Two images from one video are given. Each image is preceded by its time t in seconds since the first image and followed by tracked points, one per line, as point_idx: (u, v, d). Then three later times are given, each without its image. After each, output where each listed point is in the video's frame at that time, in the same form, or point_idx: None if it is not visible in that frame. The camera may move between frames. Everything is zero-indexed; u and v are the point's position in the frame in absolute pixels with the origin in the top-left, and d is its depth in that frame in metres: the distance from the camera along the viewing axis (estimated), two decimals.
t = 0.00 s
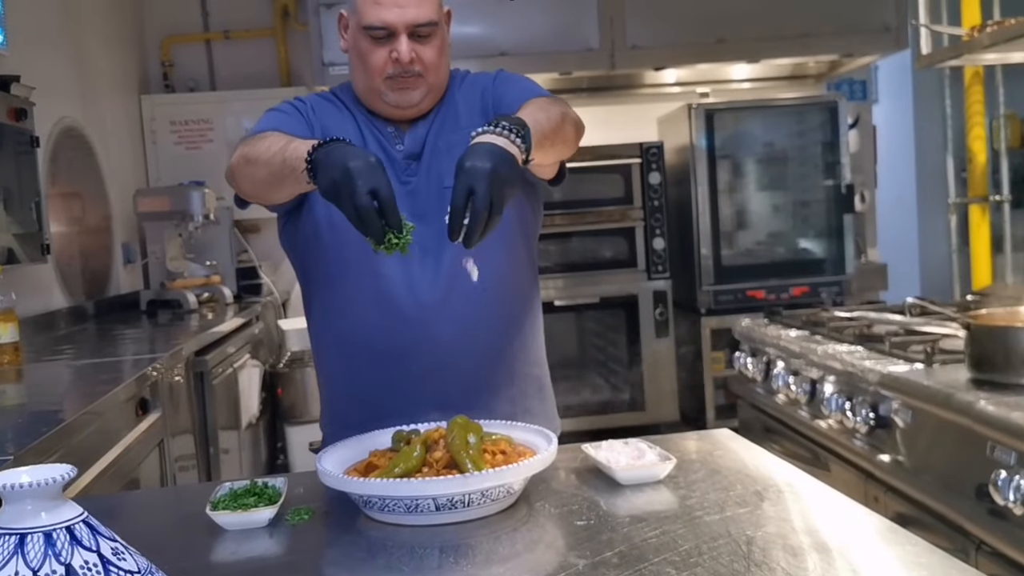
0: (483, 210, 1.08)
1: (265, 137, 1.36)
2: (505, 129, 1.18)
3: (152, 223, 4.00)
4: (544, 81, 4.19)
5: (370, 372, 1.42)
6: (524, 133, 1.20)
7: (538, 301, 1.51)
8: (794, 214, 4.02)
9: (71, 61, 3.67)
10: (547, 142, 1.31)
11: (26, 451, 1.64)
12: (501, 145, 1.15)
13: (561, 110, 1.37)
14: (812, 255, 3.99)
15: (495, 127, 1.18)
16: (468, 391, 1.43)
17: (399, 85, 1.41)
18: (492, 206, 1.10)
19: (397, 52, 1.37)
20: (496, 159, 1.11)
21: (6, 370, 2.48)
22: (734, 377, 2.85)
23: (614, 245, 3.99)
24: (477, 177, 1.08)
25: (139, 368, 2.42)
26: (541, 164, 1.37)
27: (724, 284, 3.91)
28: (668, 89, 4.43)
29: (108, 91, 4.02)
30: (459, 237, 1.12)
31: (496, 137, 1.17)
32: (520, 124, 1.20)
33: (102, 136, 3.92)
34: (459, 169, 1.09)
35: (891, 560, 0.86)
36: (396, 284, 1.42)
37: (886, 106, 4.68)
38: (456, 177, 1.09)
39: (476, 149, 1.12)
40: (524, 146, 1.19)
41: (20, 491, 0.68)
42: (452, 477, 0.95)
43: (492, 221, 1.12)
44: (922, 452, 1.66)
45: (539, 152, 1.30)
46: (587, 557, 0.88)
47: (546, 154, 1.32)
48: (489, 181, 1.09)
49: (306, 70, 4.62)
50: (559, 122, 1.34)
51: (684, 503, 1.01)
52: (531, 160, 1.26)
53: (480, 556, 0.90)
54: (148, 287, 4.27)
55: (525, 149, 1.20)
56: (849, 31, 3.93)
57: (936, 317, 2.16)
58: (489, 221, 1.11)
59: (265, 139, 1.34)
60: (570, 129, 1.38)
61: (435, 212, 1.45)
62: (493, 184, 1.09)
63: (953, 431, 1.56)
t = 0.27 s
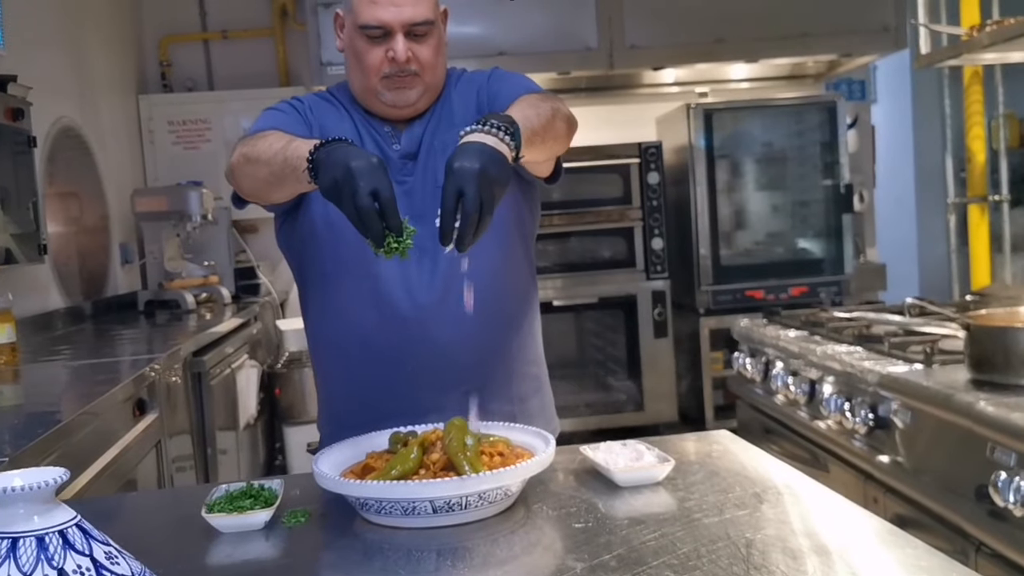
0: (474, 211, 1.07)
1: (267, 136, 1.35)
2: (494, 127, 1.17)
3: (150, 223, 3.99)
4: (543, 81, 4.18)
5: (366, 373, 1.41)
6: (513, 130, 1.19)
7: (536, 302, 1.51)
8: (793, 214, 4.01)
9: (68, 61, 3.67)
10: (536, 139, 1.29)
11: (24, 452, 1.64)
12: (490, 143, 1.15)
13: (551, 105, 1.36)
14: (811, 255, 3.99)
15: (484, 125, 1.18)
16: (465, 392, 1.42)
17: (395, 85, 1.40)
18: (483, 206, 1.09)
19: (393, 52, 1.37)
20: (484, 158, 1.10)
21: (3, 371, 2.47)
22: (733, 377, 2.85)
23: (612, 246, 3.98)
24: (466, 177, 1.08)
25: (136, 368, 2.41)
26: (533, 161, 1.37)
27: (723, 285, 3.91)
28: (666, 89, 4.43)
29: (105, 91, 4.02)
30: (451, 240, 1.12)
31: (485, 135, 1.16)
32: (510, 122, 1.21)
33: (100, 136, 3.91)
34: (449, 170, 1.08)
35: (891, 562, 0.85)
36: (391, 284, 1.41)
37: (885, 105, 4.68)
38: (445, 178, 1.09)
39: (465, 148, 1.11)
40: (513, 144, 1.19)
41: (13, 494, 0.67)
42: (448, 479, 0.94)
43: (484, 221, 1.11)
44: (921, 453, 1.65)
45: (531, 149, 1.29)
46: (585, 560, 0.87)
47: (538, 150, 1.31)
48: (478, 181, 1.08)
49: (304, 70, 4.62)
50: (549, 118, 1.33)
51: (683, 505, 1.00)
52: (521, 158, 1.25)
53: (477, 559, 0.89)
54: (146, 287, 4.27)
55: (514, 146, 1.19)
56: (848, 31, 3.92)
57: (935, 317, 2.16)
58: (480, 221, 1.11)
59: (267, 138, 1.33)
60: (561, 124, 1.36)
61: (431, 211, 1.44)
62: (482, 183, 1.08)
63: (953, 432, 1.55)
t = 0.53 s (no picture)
0: (465, 209, 1.07)
1: (268, 137, 1.35)
2: (486, 123, 1.17)
3: (149, 224, 3.99)
4: (542, 81, 4.17)
5: (364, 375, 1.40)
6: (504, 125, 1.19)
7: (534, 302, 1.50)
8: (792, 213, 4.01)
9: (66, 61, 3.66)
10: (530, 135, 1.28)
11: (22, 453, 1.63)
12: (482, 139, 1.14)
13: (546, 101, 1.36)
14: (810, 255, 3.98)
15: (476, 121, 1.18)
16: (464, 393, 1.41)
17: (393, 85, 1.40)
18: (475, 204, 1.09)
19: (389, 52, 1.36)
20: (475, 155, 1.10)
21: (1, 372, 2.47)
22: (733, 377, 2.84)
23: (612, 245, 3.97)
24: (457, 175, 1.07)
25: (135, 369, 2.40)
26: (528, 158, 1.36)
27: (722, 284, 3.90)
28: (666, 89, 4.42)
29: (103, 92, 4.01)
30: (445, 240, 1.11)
31: (477, 131, 1.16)
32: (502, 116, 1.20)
33: (98, 136, 3.90)
34: (441, 168, 1.08)
35: (893, 564, 0.84)
36: (389, 285, 1.40)
37: (885, 104, 4.67)
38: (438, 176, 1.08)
39: (456, 145, 1.11)
40: (506, 139, 1.19)
41: (8, 499, 0.67)
42: (447, 482, 0.93)
43: (477, 220, 1.10)
44: (922, 453, 1.65)
45: (525, 145, 1.28)
46: (585, 564, 0.86)
47: (532, 147, 1.30)
48: (470, 179, 1.08)
49: (303, 70, 4.61)
50: (543, 115, 1.32)
51: (684, 507, 1.00)
52: (515, 154, 1.25)
53: (476, 562, 0.89)
54: (144, 288, 4.26)
55: (507, 142, 1.19)
56: (848, 31, 3.92)
57: (936, 317, 2.15)
58: (473, 219, 1.10)
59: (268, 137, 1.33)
60: (556, 120, 1.35)
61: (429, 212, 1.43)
62: (473, 181, 1.08)
63: (954, 432, 1.55)
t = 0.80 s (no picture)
0: (463, 207, 1.06)
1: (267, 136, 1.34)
2: (482, 119, 1.16)
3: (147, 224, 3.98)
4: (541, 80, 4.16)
5: (363, 375, 1.39)
6: (501, 122, 1.18)
7: (535, 302, 1.49)
8: (792, 213, 4.00)
9: (64, 62, 3.65)
10: (528, 131, 1.27)
11: (19, 455, 1.62)
12: (478, 136, 1.14)
13: (543, 98, 1.35)
14: (810, 254, 3.97)
15: (472, 118, 1.17)
16: (463, 395, 1.40)
17: (390, 84, 1.39)
18: (472, 203, 1.08)
19: (387, 51, 1.35)
20: (471, 152, 1.09)
21: None
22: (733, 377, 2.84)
23: (612, 245, 3.97)
24: (455, 173, 1.06)
25: (134, 370, 2.39)
26: (525, 155, 1.35)
27: (723, 284, 3.89)
28: (665, 88, 4.41)
29: (102, 92, 4.00)
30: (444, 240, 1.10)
31: (473, 127, 1.15)
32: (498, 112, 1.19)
33: (96, 136, 3.89)
34: (439, 166, 1.07)
35: (898, 567, 0.83)
36: (388, 286, 1.39)
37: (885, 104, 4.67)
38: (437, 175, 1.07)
39: (453, 143, 1.10)
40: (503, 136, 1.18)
41: (1, 504, 0.66)
42: (447, 484, 0.92)
43: (474, 218, 1.09)
44: (924, 453, 1.64)
45: (522, 142, 1.27)
46: (586, 567, 0.86)
47: (530, 144, 1.30)
48: (466, 177, 1.07)
49: (302, 70, 4.60)
50: (541, 111, 1.31)
51: (685, 510, 0.99)
52: (511, 150, 1.24)
53: (477, 566, 0.88)
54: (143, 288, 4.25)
55: (503, 138, 1.18)
56: (848, 30, 3.91)
57: (938, 317, 2.14)
58: (470, 217, 1.09)
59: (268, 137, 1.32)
60: (554, 116, 1.35)
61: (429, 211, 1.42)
62: (470, 179, 1.07)
63: (957, 433, 1.54)
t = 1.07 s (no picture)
0: (462, 207, 1.05)
1: (267, 133, 1.32)
2: (480, 118, 1.15)
3: (147, 224, 3.96)
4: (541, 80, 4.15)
5: (362, 376, 1.38)
6: (500, 121, 1.17)
7: (535, 303, 1.47)
8: (793, 213, 3.98)
9: (63, 61, 3.64)
10: (527, 130, 1.26)
11: (17, 456, 1.61)
12: (476, 135, 1.12)
13: (543, 96, 1.33)
14: (811, 254, 3.96)
15: (470, 117, 1.15)
16: (463, 396, 1.39)
17: (390, 83, 1.37)
18: (470, 202, 1.07)
19: (386, 50, 1.34)
20: (469, 151, 1.08)
21: None
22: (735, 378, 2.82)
23: (612, 245, 3.95)
24: (453, 172, 1.05)
25: (132, 371, 2.38)
26: (525, 154, 1.34)
27: (724, 284, 3.88)
28: (666, 88, 4.40)
29: (101, 91, 3.98)
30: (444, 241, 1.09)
31: (471, 126, 1.14)
32: (497, 111, 1.18)
33: (95, 136, 3.88)
34: (438, 164, 1.05)
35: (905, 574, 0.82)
36: (388, 287, 1.38)
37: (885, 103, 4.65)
38: (436, 172, 1.05)
39: (451, 142, 1.09)
40: (502, 136, 1.17)
41: None
42: (447, 488, 0.91)
43: (473, 217, 1.08)
44: (927, 455, 1.63)
45: (521, 141, 1.26)
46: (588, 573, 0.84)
47: (529, 142, 1.28)
48: (465, 176, 1.06)
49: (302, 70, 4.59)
50: (540, 109, 1.29)
51: (688, 513, 0.97)
52: (510, 149, 1.23)
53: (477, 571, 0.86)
54: (142, 289, 4.24)
55: (502, 137, 1.17)
56: (849, 29, 3.90)
57: (941, 317, 2.13)
58: (469, 216, 1.08)
59: (268, 134, 1.30)
60: (554, 115, 1.33)
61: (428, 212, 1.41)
62: (469, 179, 1.06)
63: (960, 435, 1.53)
